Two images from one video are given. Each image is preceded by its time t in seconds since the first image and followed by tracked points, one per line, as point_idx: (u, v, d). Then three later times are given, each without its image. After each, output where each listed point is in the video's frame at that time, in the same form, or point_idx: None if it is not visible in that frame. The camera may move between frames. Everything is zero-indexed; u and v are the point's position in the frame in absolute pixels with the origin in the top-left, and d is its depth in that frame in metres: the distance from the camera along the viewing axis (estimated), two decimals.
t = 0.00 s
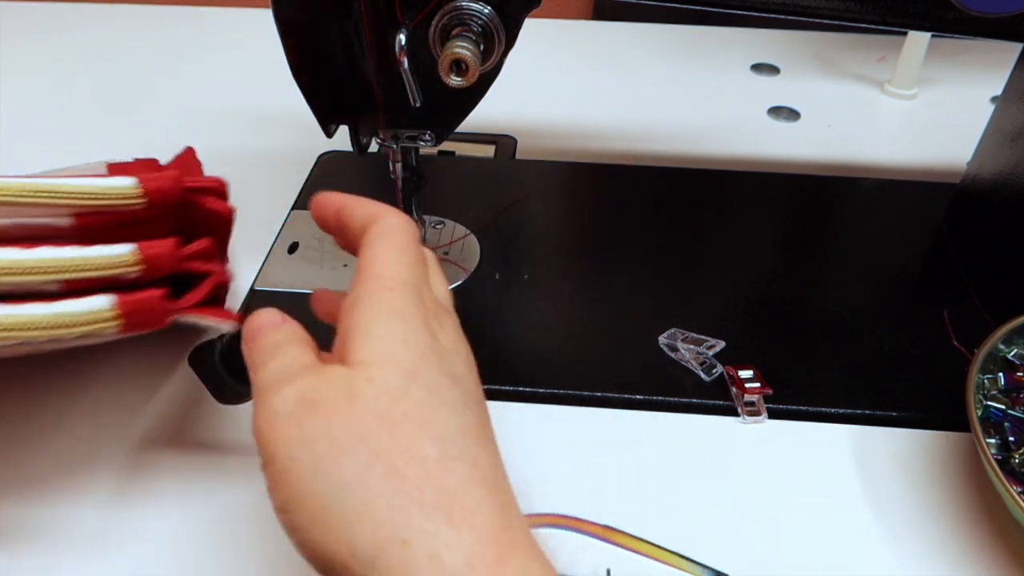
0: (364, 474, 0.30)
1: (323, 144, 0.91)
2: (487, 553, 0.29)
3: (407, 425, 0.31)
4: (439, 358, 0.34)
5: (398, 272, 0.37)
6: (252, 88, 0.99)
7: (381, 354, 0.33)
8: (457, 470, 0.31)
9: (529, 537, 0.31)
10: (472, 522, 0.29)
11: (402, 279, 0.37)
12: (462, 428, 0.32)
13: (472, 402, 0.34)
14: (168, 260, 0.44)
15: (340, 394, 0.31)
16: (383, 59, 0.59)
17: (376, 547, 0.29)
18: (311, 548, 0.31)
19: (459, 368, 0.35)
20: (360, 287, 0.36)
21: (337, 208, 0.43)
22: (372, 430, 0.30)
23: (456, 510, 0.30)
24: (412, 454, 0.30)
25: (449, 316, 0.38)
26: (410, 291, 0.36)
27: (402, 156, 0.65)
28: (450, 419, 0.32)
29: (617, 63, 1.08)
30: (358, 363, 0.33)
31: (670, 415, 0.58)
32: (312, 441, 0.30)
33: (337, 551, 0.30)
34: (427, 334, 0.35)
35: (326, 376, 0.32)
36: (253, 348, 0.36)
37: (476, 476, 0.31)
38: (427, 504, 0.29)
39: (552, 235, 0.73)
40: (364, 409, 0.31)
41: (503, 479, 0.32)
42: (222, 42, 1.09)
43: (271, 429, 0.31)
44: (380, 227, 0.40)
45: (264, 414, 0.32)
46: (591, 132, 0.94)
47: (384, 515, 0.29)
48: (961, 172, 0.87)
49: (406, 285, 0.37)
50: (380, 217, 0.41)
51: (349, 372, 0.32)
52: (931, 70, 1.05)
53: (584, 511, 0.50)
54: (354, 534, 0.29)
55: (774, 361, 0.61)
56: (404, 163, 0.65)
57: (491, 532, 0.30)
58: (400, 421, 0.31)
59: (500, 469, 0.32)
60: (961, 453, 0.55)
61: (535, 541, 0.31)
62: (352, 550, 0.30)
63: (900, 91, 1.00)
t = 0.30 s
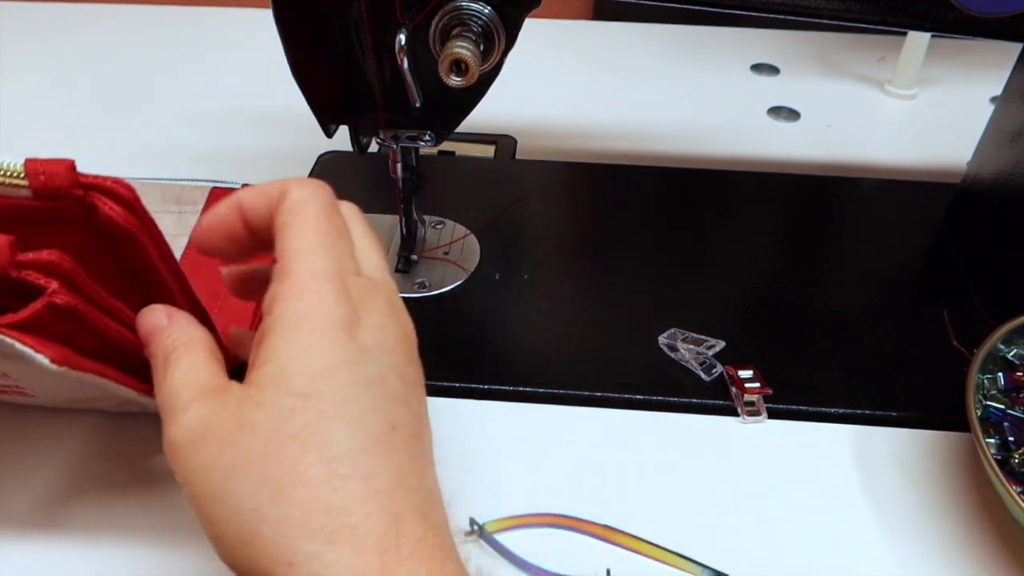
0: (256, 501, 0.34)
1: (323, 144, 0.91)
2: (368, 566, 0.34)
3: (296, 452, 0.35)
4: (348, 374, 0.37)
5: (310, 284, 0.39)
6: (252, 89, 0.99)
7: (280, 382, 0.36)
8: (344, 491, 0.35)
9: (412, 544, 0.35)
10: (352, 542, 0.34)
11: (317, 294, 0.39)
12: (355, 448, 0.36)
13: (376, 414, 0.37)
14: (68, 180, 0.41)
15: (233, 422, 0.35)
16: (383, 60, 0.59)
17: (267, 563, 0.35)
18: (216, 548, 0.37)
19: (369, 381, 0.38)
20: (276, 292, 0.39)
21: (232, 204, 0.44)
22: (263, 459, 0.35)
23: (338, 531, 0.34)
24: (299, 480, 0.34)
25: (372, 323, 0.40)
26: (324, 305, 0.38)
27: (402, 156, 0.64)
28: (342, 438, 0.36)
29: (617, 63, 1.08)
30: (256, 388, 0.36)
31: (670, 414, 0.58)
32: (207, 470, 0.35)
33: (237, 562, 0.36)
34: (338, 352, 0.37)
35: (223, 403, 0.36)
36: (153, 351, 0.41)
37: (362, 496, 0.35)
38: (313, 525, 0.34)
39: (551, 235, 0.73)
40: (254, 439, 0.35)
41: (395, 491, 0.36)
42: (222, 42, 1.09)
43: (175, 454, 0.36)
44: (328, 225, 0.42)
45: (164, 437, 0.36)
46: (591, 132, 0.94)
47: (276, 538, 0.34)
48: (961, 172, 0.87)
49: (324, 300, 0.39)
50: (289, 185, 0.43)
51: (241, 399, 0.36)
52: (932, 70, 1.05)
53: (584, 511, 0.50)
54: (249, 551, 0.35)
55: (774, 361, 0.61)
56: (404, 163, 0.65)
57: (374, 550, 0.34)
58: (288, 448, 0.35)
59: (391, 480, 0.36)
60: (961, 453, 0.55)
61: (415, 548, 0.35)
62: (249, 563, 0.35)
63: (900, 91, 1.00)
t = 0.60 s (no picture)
0: (272, 516, 0.34)
1: (323, 144, 0.91)
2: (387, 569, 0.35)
3: (310, 463, 0.35)
4: (356, 377, 0.38)
5: (303, 293, 0.39)
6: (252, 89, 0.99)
7: (289, 395, 0.36)
8: (361, 498, 0.35)
9: (429, 544, 0.36)
10: (371, 548, 0.35)
11: (316, 300, 0.39)
12: (368, 455, 0.36)
13: (386, 418, 0.38)
14: (122, 141, 0.41)
15: (243, 438, 0.35)
16: (383, 60, 0.59)
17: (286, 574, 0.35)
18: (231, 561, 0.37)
19: (375, 384, 0.38)
20: (271, 309, 0.39)
21: (163, 230, 0.42)
22: (277, 474, 0.34)
23: (356, 538, 0.35)
24: (315, 491, 0.34)
25: (371, 323, 0.41)
26: (323, 311, 0.39)
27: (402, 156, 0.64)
28: (355, 445, 0.36)
29: (617, 63, 1.08)
30: (264, 401, 0.36)
31: (670, 414, 0.58)
32: (218, 488, 0.34)
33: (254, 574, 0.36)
34: (342, 358, 0.38)
35: (229, 418, 0.35)
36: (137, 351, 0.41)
37: (378, 502, 0.36)
38: (332, 535, 0.34)
39: (552, 235, 0.73)
40: (267, 453, 0.35)
41: (409, 493, 0.37)
42: (221, 42, 1.09)
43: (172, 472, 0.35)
44: (289, 240, 0.42)
45: (163, 456, 0.35)
46: (590, 132, 0.94)
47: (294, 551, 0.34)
48: (961, 172, 0.87)
49: (322, 307, 0.39)
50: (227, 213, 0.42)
51: (249, 413, 0.35)
52: (932, 70, 1.05)
53: (584, 511, 0.50)
54: (267, 564, 0.35)
55: (774, 361, 0.61)
56: (403, 163, 0.65)
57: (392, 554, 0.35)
58: (302, 461, 0.35)
59: (405, 482, 0.37)
60: (961, 453, 0.55)
61: (432, 547, 0.36)
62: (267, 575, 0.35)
63: (900, 91, 1.00)
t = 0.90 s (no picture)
0: (208, 563, 0.36)
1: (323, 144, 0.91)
2: None
3: (217, 517, 0.35)
4: (232, 420, 0.36)
5: (159, 353, 0.37)
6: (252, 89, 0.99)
7: (175, 461, 0.35)
8: (276, 534, 0.35)
9: (352, 556, 0.36)
10: None
11: (174, 357, 0.37)
12: (273, 490, 0.35)
13: (281, 447, 0.36)
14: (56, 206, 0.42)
15: (162, 504, 0.36)
16: (383, 60, 0.59)
17: None
18: None
19: (260, 417, 0.36)
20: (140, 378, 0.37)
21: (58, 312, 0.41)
22: (196, 532, 0.35)
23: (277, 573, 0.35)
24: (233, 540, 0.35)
25: (243, 356, 0.38)
26: (184, 368, 0.36)
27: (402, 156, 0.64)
28: (253, 489, 0.35)
29: (617, 63, 1.08)
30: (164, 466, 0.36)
31: (671, 414, 0.58)
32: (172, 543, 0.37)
33: None
34: (210, 409, 0.36)
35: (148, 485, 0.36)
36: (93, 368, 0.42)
37: (292, 533, 0.35)
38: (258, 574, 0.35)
39: (551, 235, 0.73)
40: (183, 515, 0.35)
41: (327, 512, 0.36)
42: (222, 42, 1.09)
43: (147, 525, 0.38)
44: (139, 301, 0.39)
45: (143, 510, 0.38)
46: (590, 132, 0.94)
47: None
48: (961, 172, 0.88)
49: (181, 364, 0.37)
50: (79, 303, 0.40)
51: (159, 482, 0.36)
52: (932, 70, 1.05)
53: (585, 512, 0.50)
54: None
55: (775, 361, 0.61)
56: (404, 163, 0.65)
57: None
58: (210, 516, 0.35)
59: (319, 504, 0.36)
60: (961, 453, 0.55)
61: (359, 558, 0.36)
62: None
63: (900, 91, 1.00)
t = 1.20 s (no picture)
0: (123, 504, 0.35)
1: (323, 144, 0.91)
2: (227, 555, 0.34)
3: (146, 455, 0.35)
4: (189, 362, 0.36)
5: (132, 287, 0.38)
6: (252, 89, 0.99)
7: (120, 392, 0.35)
8: (202, 484, 0.35)
9: (276, 520, 0.35)
10: (209, 534, 0.34)
11: (146, 293, 0.38)
12: (208, 441, 0.35)
13: (230, 402, 0.36)
14: None
15: (93, 431, 0.36)
16: (383, 60, 0.59)
17: (145, 553, 0.36)
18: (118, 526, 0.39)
19: (216, 366, 0.37)
20: (107, 306, 0.38)
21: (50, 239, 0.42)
22: (121, 467, 0.35)
23: (196, 525, 0.34)
24: (155, 483, 0.34)
25: (212, 303, 0.38)
26: (151, 302, 0.37)
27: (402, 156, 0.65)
28: (190, 435, 0.35)
29: (617, 63, 1.08)
30: (105, 396, 0.36)
31: (672, 414, 0.58)
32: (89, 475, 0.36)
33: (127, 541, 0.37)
34: (171, 346, 0.36)
35: (82, 410, 0.36)
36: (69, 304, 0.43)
37: (220, 487, 0.35)
38: (175, 523, 0.34)
39: (551, 235, 0.73)
40: (112, 448, 0.35)
41: (259, 476, 0.36)
42: (221, 42, 1.09)
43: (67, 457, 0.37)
44: (123, 232, 0.41)
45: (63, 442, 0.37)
46: (590, 132, 0.94)
47: (155, 535, 0.35)
48: (961, 172, 0.88)
49: (151, 296, 0.38)
50: (61, 224, 0.42)
51: (94, 409, 0.36)
52: (932, 70, 1.05)
53: (585, 512, 0.50)
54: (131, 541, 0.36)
55: (775, 361, 0.61)
56: (404, 163, 0.65)
57: (231, 538, 0.34)
58: (140, 454, 0.35)
59: (253, 464, 0.36)
60: (961, 454, 0.55)
61: (281, 523, 0.36)
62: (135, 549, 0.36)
63: (900, 91, 1.00)
